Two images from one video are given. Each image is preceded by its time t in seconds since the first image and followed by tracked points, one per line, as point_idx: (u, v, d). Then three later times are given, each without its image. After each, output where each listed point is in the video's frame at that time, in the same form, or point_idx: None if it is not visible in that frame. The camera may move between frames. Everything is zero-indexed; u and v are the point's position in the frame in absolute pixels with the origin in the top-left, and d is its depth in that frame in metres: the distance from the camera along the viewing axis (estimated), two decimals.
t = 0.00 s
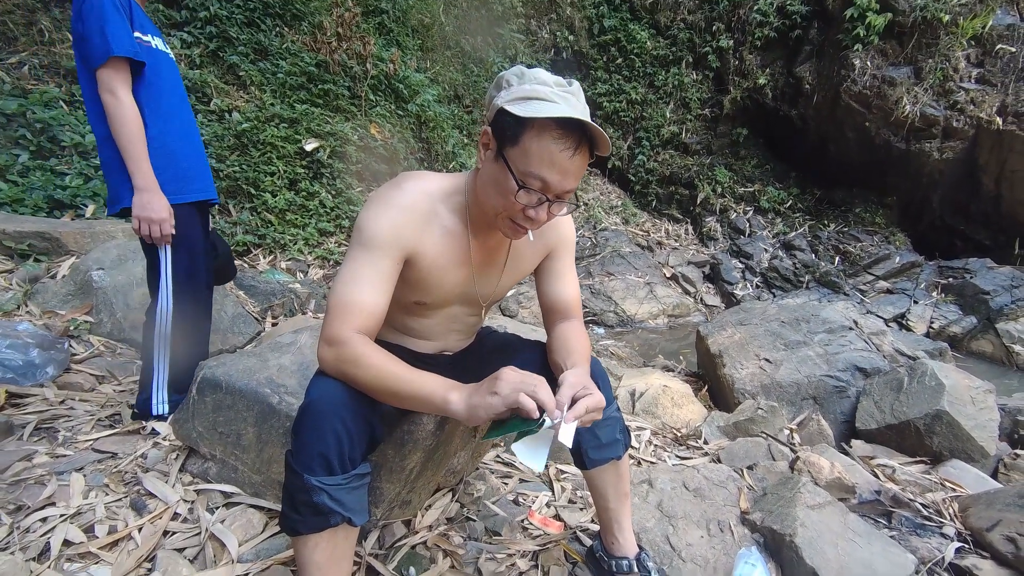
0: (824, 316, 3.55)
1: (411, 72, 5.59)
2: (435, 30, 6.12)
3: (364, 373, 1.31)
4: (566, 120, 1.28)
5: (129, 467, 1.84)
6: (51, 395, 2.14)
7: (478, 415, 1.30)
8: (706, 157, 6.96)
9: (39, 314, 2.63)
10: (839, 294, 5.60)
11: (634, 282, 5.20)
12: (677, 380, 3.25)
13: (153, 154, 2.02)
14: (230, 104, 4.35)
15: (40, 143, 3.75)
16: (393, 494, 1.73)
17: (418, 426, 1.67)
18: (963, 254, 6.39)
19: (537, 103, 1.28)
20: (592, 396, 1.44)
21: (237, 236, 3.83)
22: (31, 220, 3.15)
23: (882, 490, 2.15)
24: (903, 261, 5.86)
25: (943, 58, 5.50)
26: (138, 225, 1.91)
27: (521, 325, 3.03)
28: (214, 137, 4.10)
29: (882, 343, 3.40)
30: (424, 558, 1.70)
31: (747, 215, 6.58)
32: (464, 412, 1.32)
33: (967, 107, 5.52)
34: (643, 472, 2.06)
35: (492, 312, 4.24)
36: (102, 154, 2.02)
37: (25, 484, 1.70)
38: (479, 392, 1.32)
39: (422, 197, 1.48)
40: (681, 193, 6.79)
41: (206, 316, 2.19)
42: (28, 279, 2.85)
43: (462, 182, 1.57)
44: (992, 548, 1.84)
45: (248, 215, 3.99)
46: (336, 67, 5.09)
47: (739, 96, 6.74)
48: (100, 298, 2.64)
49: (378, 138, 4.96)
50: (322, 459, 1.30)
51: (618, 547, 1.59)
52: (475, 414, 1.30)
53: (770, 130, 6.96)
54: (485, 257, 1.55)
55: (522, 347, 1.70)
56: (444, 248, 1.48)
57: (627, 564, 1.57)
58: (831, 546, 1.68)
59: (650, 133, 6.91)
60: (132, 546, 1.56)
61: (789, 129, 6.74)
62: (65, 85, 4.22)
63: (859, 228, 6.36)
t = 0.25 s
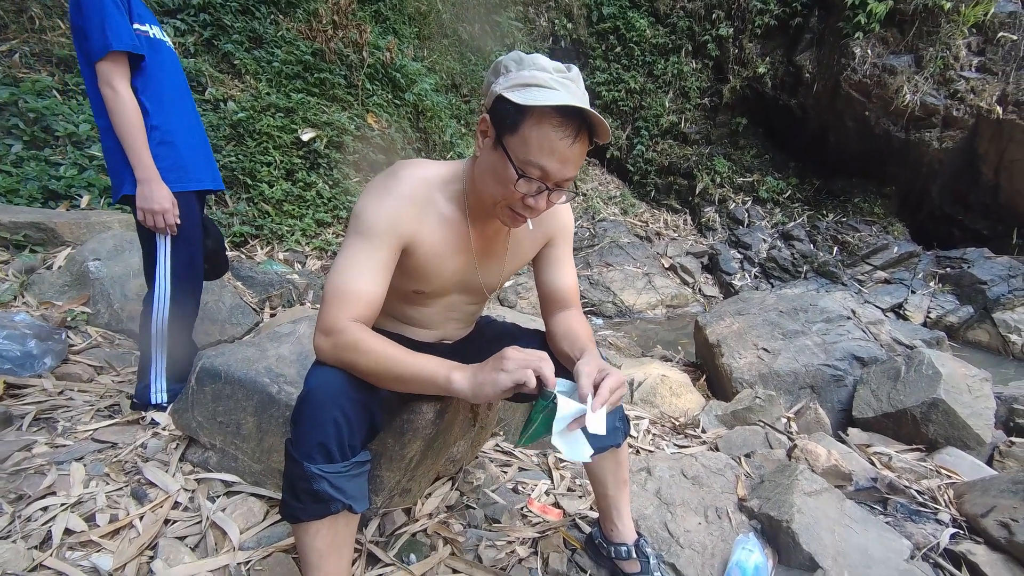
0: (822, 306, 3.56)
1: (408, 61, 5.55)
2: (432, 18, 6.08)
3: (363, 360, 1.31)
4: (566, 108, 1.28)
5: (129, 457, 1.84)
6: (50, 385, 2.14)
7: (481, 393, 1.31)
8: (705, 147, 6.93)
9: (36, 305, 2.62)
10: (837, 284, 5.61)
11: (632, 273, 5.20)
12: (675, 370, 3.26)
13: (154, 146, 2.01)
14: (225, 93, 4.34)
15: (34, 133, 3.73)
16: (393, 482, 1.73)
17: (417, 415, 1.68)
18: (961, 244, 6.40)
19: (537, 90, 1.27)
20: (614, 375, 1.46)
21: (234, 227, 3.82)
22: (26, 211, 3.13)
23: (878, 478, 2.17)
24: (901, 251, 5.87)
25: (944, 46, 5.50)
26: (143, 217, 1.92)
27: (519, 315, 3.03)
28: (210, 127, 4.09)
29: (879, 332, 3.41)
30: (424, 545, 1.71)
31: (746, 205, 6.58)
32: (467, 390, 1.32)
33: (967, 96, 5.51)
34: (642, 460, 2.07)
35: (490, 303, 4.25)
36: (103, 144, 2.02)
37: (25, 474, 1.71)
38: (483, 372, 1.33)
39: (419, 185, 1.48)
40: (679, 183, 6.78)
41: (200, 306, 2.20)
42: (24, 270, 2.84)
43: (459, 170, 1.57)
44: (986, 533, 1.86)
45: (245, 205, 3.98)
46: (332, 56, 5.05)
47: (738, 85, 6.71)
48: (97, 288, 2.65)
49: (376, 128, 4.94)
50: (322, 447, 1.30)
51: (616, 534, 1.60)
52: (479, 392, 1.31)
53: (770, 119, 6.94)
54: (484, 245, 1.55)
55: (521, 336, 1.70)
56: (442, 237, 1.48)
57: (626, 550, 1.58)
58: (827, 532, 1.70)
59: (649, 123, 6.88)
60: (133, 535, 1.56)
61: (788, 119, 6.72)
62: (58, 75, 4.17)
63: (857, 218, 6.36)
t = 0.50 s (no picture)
0: (821, 296, 3.56)
1: (403, 53, 5.52)
2: (427, 9, 6.05)
3: (361, 351, 1.30)
4: (563, 95, 1.26)
5: (129, 452, 1.84)
6: (48, 382, 2.13)
7: (482, 380, 1.30)
8: (703, 138, 6.91)
9: (33, 301, 2.61)
10: (835, 274, 5.61)
11: (630, 265, 5.19)
12: (674, 361, 3.26)
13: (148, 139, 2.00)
14: (219, 87, 4.31)
15: (27, 128, 3.70)
16: (393, 475, 1.74)
17: (417, 408, 1.68)
18: (959, 233, 6.41)
19: (534, 78, 1.26)
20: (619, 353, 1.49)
21: (230, 222, 3.80)
22: (21, 207, 3.11)
23: (877, 466, 2.17)
24: (899, 241, 5.87)
25: (943, 34, 5.50)
26: (139, 212, 1.91)
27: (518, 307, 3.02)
28: (205, 121, 4.07)
29: (878, 322, 3.42)
30: (425, 537, 1.71)
31: (744, 196, 6.57)
32: (466, 375, 1.32)
33: (965, 84, 5.50)
34: (642, 450, 2.07)
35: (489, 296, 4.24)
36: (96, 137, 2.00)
37: (24, 471, 1.70)
38: (484, 361, 1.33)
39: (414, 176, 1.47)
40: (677, 175, 6.76)
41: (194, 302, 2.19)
42: (20, 266, 2.83)
43: (455, 160, 1.55)
44: (985, 520, 1.87)
45: (242, 200, 3.96)
46: (327, 48, 5.01)
47: (736, 75, 6.70)
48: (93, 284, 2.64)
49: (372, 121, 4.91)
50: (321, 440, 1.30)
51: (617, 524, 1.61)
52: (479, 377, 1.31)
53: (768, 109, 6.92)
54: (481, 236, 1.54)
55: (521, 328, 1.70)
56: (439, 228, 1.47)
57: (627, 540, 1.58)
58: (827, 521, 1.70)
59: (646, 114, 6.85)
60: (134, 530, 1.56)
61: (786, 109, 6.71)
62: (49, 69, 4.13)
63: (855, 208, 6.36)
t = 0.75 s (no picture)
0: (823, 291, 3.55)
1: (403, 49, 5.50)
2: (427, 4, 6.04)
3: (364, 346, 1.30)
4: (560, 84, 1.25)
5: (132, 450, 1.84)
6: (50, 379, 2.13)
7: (480, 370, 1.30)
8: (704, 133, 6.89)
9: (35, 299, 2.61)
10: (837, 269, 5.60)
11: (632, 261, 5.19)
12: (677, 357, 3.26)
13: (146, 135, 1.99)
14: (219, 84, 4.31)
15: (27, 126, 3.69)
16: (396, 472, 1.73)
17: (419, 404, 1.68)
18: (961, 228, 6.38)
19: (530, 68, 1.25)
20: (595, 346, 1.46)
21: (231, 219, 3.80)
22: (22, 205, 3.11)
23: (881, 461, 2.17)
24: (902, 235, 5.85)
25: (946, 27, 5.47)
26: (137, 210, 1.91)
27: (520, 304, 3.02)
28: (205, 119, 4.07)
29: (881, 317, 3.41)
30: (429, 533, 1.71)
31: (746, 191, 6.54)
32: (466, 366, 1.31)
33: (968, 77, 5.48)
34: (644, 446, 2.07)
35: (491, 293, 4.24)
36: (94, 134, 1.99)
37: (28, 468, 1.70)
38: (482, 350, 1.32)
39: (413, 170, 1.46)
40: (679, 170, 6.74)
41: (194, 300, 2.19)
42: (21, 264, 2.82)
43: (454, 154, 1.55)
44: (989, 515, 1.86)
45: (243, 197, 3.96)
46: (326, 44, 5.00)
47: (738, 69, 6.68)
48: (95, 282, 2.64)
49: (372, 117, 4.90)
50: (326, 436, 1.30)
51: (620, 520, 1.60)
52: (478, 366, 1.30)
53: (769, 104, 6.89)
54: (482, 230, 1.54)
55: (523, 322, 1.70)
56: (439, 222, 1.47)
57: (630, 536, 1.58)
58: (831, 516, 1.70)
59: (647, 109, 6.83)
60: (138, 527, 1.56)
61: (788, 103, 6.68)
62: (49, 67, 4.13)
63: (858, 203, 6.34)
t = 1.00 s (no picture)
0: (824, 289, 3.55)
1: (400, 54, 5.51)
2: (423, 9, 6.05)
3: (364, 349, 1.30)
4: (553, 86, 1.25)
5: (133, 459, 1.83)
6: (50, 389, 2.12)
7: (483, 363, 1.29)
8: (702, 133, 6.90)
9: (34, 309, 2.61)
10: (837, 267, 5.59)
11: (632, 262, 5.18)
12: (678, 358, 3.25)
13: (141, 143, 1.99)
14: (217, 91, 4.32)
15: (26, 136, 3.70)
16: (398, 477, 1.73)
17: (420, 409, 1.68)
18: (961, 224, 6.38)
19: (523, 70, 1.25)
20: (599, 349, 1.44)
21: (231, 226, 3.80)
22: (21, 215, 3.11)
23: (884, 459, 2.16)
24: (901, 233, 5.85)
25: (941, 24, 5.48)
26: (133, 218, 1.91)
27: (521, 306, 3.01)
28: (203, 126, 4.08)
29: (882, 314, 3.40)
30: (431, 539, 1.70)
31: (744, 190, 6.55)
32: (468, 360, 1.30)
33: (965, 74, 5.49)
34: (646, 448, 2.06)
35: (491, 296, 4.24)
36: (88, 142, 1.99)
37: (28, 479, 1.70)
38: (481, 343, 1.31)
39: (409, 175, 1.46)
40: (677, 171, 6.74)
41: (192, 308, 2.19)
42: (21, 274, 2.82)
43: (450, 158, 1.55)
44: (993, 512, 1.85)
45: (241, 204, 3.96)
46: (323, 50, 5.00)
47: (735, 69, 6.69)
48: (94, 291, 2.64)
49: (370, 123, 4.90)
50: (333, 441, 1.29)
51: (624, 522, 1.59)
52: (480, 358, 1.29)
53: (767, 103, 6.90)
54: (480, 233, 1.53)
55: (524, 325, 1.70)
56: (436, 226, 1.46)
57: (634, 538, 1.57)
58: (835, 515, 1.69)
59: (645, 110, 6.84)
60: (139, 536, 1.55)
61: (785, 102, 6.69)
62: (47, 77, 4.13)
63: (857, 201, 6.34)
